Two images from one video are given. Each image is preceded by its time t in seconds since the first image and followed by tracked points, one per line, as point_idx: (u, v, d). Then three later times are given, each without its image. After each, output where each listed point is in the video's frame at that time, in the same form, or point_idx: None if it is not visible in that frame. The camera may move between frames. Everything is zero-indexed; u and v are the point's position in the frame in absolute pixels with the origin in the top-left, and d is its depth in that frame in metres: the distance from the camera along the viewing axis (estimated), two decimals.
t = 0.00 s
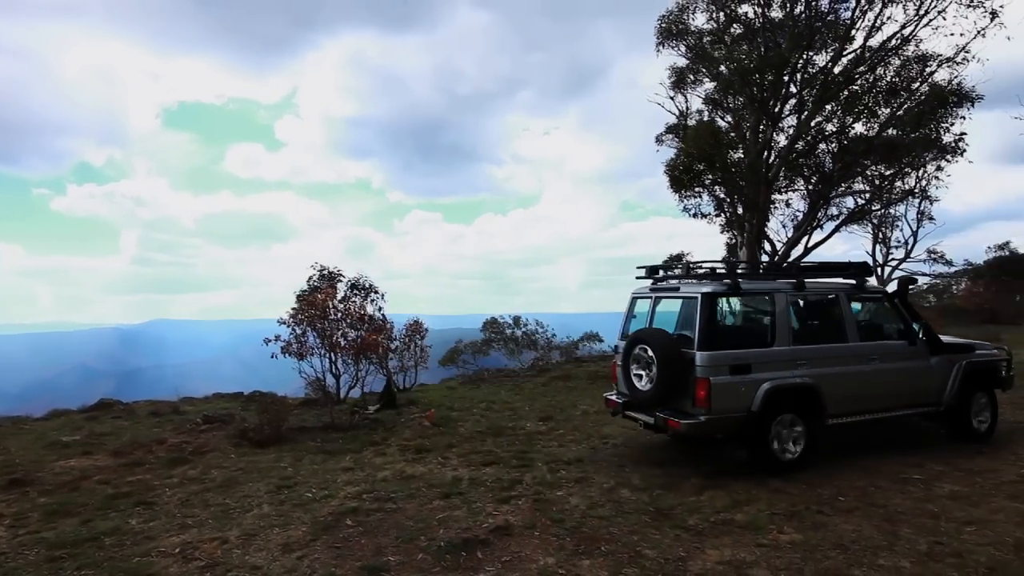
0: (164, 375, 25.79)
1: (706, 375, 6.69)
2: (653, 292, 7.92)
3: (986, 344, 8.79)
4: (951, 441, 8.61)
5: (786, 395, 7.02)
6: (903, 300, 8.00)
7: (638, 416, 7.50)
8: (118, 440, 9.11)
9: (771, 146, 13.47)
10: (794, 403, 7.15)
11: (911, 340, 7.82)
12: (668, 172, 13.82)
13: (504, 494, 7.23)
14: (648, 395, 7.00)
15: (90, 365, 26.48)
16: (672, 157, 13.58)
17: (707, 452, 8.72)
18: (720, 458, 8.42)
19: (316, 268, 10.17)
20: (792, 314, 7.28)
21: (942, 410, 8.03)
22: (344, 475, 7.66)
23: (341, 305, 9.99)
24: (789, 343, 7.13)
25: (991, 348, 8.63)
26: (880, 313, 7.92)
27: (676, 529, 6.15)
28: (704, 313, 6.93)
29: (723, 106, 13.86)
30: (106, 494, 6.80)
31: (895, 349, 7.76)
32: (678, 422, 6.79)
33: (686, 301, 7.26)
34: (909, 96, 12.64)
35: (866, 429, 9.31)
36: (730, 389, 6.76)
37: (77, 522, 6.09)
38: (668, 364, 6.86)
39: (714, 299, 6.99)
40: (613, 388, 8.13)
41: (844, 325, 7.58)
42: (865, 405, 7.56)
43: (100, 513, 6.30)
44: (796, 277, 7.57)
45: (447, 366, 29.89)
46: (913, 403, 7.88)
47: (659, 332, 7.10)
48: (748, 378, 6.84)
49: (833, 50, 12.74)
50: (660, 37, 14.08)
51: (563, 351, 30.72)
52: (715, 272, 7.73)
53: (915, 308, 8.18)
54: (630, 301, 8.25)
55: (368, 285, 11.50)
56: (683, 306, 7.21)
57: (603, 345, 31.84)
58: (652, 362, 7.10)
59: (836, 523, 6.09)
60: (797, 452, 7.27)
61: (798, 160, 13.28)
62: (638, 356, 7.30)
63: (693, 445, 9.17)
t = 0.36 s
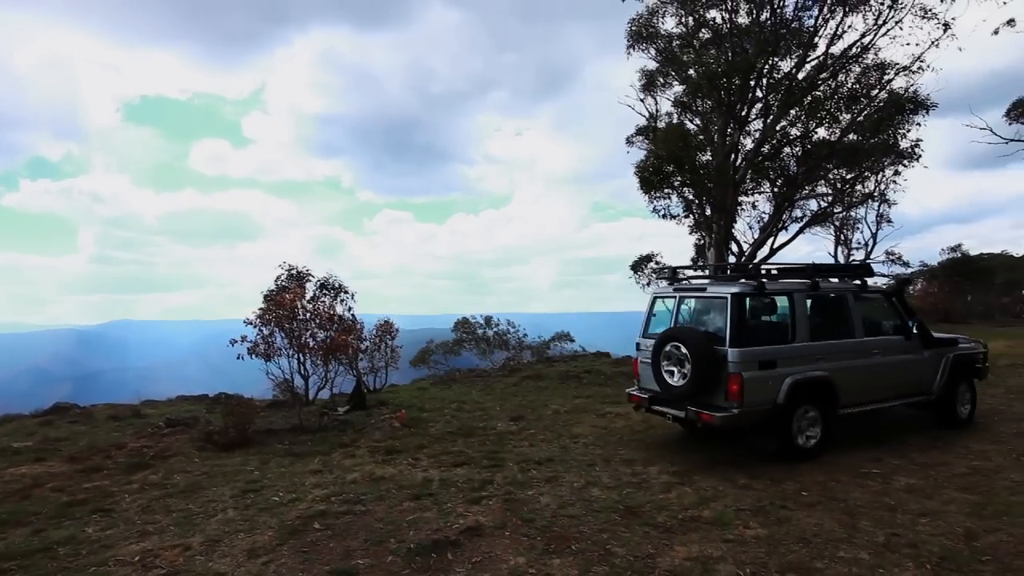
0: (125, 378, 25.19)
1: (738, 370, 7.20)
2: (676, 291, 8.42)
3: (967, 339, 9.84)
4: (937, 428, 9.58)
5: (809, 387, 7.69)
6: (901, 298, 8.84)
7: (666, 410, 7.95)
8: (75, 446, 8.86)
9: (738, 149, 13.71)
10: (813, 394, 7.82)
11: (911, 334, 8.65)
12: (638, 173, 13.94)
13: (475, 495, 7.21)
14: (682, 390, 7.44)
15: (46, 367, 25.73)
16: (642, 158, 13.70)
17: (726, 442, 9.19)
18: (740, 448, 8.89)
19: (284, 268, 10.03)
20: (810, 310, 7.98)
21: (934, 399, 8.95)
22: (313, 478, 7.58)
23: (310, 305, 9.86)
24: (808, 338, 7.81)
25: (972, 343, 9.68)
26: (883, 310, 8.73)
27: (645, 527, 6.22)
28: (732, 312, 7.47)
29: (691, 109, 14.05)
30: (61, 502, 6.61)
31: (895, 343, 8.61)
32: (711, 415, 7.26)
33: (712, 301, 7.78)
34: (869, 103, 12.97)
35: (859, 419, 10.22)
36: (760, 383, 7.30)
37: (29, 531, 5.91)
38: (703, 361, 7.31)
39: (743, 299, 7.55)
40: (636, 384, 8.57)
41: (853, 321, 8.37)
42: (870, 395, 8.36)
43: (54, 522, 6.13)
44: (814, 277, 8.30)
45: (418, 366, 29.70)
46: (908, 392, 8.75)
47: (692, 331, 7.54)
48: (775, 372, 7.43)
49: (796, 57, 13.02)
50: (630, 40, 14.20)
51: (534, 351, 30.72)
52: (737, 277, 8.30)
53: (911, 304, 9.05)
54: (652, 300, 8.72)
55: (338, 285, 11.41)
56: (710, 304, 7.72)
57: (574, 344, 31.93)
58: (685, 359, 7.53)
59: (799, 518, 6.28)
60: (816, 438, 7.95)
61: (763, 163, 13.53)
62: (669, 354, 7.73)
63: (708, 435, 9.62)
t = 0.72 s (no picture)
0: (84, 381, 24.51)
1: (759, 361, 7.90)
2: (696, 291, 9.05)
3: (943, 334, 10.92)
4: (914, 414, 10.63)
5: (818, 376, 8.50)
6: (890, 295, 9.79)
7: (687, 400, 8.62)
8: (27, 452, 8.58)
9: (705, 152, 13.92)
10: (821, 383, 8.64)
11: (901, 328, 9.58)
12: (608, 175, 14.03)
13: (444, 496, 7.18)
14: (708, 380, 8.10)
15: None
16: (612, 160, 13.80)
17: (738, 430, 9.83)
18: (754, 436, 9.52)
19: (250, 267, 9.86)
20: (816, 306, 8.80)
21: (918, 387, 9.96)
22: (279, 481, 7.46)
23: (276, 305, 9.69)
24: (816, 331, 8.63)
25: (947, 337, 10.78)
26: (874, 306, 9.65)
27: (614, 525, 6.27)
28: (753, 309, 8.14)
29: (660, 112, 14.21)
30: (12, 511, 6.40)
31: (884, 337, 9.55)
32: (735, 403, 7.96)
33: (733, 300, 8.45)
34: (831, 109, 13.25)
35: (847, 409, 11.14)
36: (778, 373, 8.04)
37: None
38: (729, 354, 7.99)
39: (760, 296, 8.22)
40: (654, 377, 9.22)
41: (850, 316, 9.27)
42: (864, 383, 9.27)
43: (4, 532, 5.93)
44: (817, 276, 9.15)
45: (388, 366, 29.44)
46: (896, 381, 9.71)
47: (717, 326, 8.19)
48: (791, 362, 8.19)
49: (762, 62, 13.25)
50: (601, 42, 14.30)
51: (505, 351, 30.69)
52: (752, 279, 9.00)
53: (897, 300, 10.01)
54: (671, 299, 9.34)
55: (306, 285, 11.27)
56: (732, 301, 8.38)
57: (545, 344, 31.99)
58: (709, 353, 8.19)
59: (763, 513, 6.42)
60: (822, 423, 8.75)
61: (730, 166, 13.75)
62: (692, 347, 8.37)
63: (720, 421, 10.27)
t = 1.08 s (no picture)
0: (40, 384, 23.77)
1: (774, 355, 8.51)
2: (706, 290, 9.61)
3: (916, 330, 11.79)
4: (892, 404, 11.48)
5: (820, 368, 9.22)
6: (875, 295, 10.61)
7: (701, 391, 9.18)
8: None
9: (674, 154, 14.09)
10: (821, 374, 9.36)
11: (887, 325, 10.34)
12: (579, 176, 14.09)
13: (414, 497, 7.13)
14: (726, 372, 8.66)
15: None
16: (583, 161, 13.86)
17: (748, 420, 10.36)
18: (756, 425, 10.13)
19: (215, 266, 9.65)
20: (817, 304, 9.50)
21: (898, 378, 10.78)
22: (244, 485, 7.33)
23: (242, 305, 9.50)
24: (816, 326, 9.34)
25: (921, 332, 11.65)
26: (861, 304, 10.45)
27: (585, 523, 6.29)
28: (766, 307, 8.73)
29: (631, 114, 14.33)
30: None
31: (870, 332, 10.34)
32: (751, 393, 8.57)
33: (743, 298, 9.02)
34: (795, 113, 13.52)
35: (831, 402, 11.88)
36: (789, 366, 8.71)
37: None
38: (746, 348, 8.58)
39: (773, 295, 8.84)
40: (667, 369, 9.77)
41: (843, 314, 10.03)
42: (855, 374, 10.04)
43: None
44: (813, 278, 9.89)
45: (357, 367, 29.12)
46: (881, 374, 10.53)
47: (733, 322, 8.77)
48: (800, 355, 8.87)
49: (729, 67, 13.48)
50: (572, 44, 14.36)
51: (476, 351, 30.61)
52: (759, 278, 9.61)
53: (880, 300, 10.84)
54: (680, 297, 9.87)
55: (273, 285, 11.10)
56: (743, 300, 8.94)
57: (516, 343, 32.01)
58: (726, 347, 8.75)
59: (729, 509, 6.51)
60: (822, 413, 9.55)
61: (698, 168, 13.94)
62: (709, 342, 8.92)
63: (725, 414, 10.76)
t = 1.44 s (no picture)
0: None
1: (775, 349, 9.14)
2: (709, 289, 10.18)
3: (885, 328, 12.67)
4: (864, 393, 12.39)
5: (813, 362, 9.94)
6: (855, 294, 11.48)
7: (704, 383, 9.74)
8: None
9: (645, 155, 14.21)
10: (812, 367, 10.07)
11: (866, 321, 11.19)
12: (550, 176, 14.12)
13: (385, 499, 7.07)
14: (731, 365, 9.24)
15: None
16: (554, 161, 13.89)
17: (741, 412, 10.87)
18: (745, 413, 10.84)
19: (179, 265, 9.43)
20: (808, 303, 10.24)
21: (872, 371, 11.62)
22: (208, 490, 7.17)
23: (207, 305, 9.30)
24: (809, 324, 10.07)
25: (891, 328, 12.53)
26: (841, 303, 11.27)
27: (555, 523, 6.30)
28: (767, 307, 9.41)
29: (601, 115, 14.41)
30: None
31: (850, 328, 11.15)
32: (754, 385, 9.17)
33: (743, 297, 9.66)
34: (761, 117, 13.75)
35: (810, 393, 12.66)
36: (788, 359, 9.38)
37: None
38: (750, 344, 9.16)
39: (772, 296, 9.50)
40: (671, 362, 10.28)
41: (828, 311, 10.82)
42: (838, 367, 10.79)
43: None
44: (805, 280, 10.66)
45: (326, 368, 28.75)
46: (860, 366, 11.38)
47: (739, 319, 9.35)
48: (797, 350, 9.55)
49: (698, 71, 13.66)
50: (543, 44, 14.39)
51: (447, 351, 30.50)
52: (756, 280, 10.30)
53: (858, 299, 11.69)
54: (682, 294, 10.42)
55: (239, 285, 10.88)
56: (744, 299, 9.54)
57: (487, 343, 31.97)
58: (732, 342, 9.34)
59: (697, 506, 6.58)
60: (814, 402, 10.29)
61: (668, 169, 14.10)
62: (715, 338, 9.47)
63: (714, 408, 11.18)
